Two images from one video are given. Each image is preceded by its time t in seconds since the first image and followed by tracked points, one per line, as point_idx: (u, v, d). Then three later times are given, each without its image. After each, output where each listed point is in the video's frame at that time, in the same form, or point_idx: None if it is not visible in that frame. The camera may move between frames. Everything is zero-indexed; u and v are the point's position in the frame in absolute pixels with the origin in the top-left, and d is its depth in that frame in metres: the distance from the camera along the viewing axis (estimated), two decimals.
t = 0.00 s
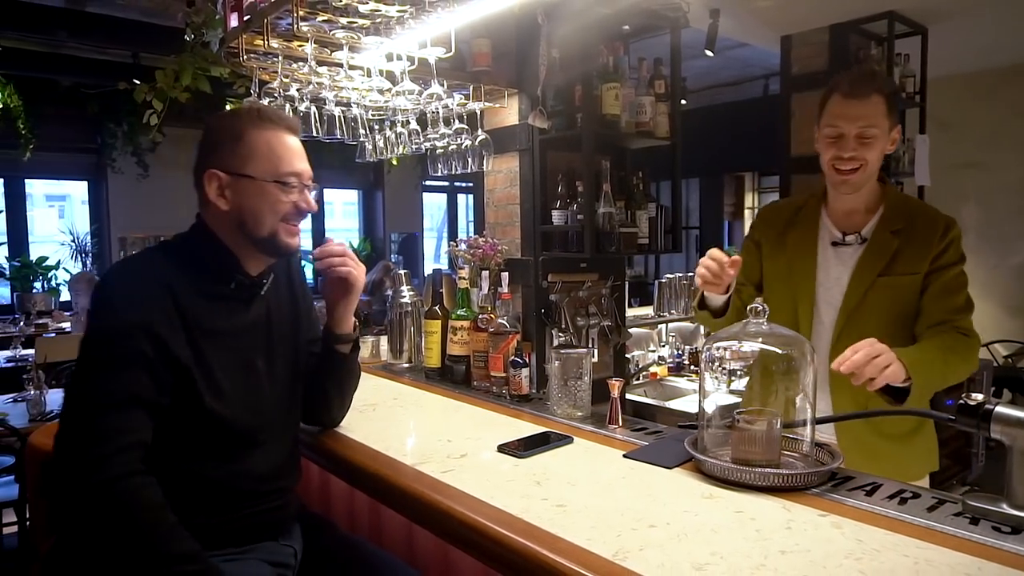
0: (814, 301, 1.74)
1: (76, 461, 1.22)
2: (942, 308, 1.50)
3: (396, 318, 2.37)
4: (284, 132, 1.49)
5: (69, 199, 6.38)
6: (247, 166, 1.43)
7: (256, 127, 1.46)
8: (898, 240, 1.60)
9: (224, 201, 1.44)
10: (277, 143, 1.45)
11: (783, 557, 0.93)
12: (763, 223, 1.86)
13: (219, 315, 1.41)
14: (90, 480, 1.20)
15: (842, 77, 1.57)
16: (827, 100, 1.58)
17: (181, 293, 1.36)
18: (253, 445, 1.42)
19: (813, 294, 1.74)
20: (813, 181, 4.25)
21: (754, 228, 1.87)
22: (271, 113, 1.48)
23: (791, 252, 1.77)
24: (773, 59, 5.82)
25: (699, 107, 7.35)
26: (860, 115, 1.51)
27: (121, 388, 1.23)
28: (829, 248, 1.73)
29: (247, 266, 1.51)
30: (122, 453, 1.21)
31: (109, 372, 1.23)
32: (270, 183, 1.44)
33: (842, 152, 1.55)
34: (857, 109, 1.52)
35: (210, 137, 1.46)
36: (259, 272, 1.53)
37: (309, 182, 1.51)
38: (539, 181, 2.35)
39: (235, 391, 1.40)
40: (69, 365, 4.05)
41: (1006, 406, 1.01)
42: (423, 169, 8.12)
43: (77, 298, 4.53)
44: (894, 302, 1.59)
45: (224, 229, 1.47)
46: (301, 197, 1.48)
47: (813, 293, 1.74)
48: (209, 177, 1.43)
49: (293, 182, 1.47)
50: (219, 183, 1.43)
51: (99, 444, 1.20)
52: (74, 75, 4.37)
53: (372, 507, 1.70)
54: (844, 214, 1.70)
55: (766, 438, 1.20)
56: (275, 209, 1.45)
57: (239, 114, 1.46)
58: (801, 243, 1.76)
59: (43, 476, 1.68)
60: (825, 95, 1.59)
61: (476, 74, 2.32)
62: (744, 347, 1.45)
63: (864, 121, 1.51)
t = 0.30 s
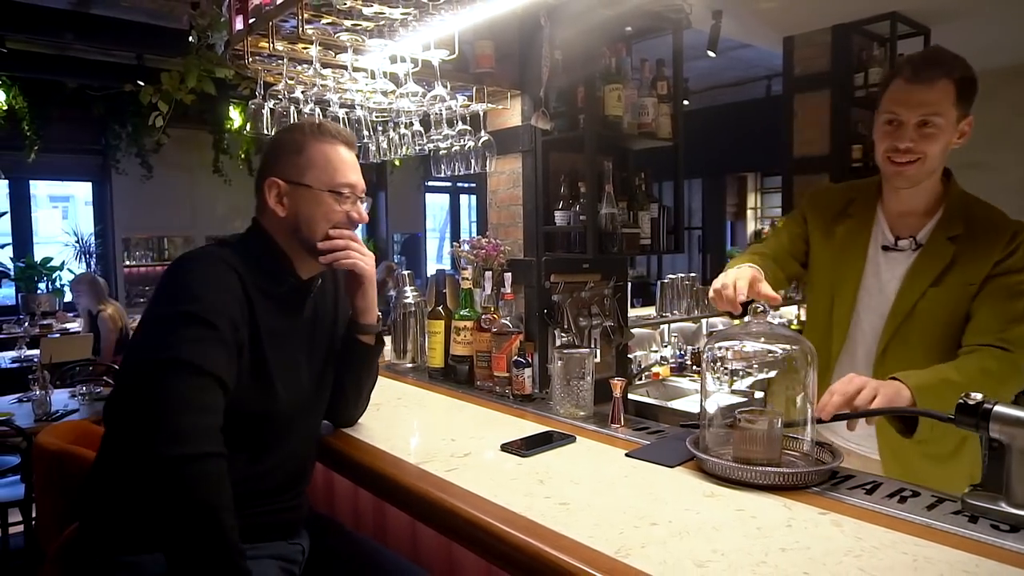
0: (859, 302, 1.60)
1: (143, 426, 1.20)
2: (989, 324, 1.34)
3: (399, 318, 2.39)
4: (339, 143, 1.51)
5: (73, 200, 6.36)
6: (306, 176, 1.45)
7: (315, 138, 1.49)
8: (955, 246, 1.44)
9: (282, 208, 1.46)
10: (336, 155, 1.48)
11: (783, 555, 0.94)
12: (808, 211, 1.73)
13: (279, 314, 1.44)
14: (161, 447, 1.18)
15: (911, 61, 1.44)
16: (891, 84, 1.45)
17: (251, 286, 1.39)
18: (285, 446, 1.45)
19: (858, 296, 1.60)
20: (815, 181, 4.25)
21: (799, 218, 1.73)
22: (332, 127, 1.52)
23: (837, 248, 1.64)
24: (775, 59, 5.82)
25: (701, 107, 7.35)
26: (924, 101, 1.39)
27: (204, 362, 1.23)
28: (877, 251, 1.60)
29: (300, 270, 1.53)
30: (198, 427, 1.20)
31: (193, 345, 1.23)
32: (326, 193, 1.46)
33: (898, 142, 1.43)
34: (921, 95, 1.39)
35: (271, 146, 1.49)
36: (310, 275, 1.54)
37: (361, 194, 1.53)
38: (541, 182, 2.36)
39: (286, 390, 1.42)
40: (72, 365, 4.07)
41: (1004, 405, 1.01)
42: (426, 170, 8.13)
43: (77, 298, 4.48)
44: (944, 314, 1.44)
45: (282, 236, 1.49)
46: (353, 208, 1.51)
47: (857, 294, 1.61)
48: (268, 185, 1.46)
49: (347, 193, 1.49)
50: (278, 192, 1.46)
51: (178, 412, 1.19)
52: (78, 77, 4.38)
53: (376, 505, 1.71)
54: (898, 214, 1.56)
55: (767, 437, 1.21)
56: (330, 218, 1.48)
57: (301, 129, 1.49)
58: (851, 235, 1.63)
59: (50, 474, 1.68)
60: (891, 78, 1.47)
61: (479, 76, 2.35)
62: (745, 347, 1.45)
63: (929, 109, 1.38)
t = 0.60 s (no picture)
0: (879, 311, 1.51)
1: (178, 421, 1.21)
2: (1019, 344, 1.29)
3: (401, 319, 2.40)
4: (355, 149, 1.51)
5: (71, 200, 6.37)
6: (323, 181, 1.46)
7: (332, 144, 1.50)
8: (982, 258, 1.36)
9: (301, 213, 1.47)
10: (353, 160, 1.49)
11: (786, 554, 0.95)
12: (827, 212, 1.64)
13: (302, 317, 1.46)
14: (194, 444, 1.18)
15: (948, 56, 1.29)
16: (928, 85, 1.30)
17: (280, 288, 1.41)
18: (297, 447, 1.48)
19: (878, 306, 1.51)
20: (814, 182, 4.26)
21: (816, 223, 1.65)
22: (348, 133, 1.53)
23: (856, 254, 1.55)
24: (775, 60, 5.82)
25: (701, 108, 7.37)
26: (972, 107, 1.24)
27: (240, 363, 1.24)
28: (897, 257, 1.51)
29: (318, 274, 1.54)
30: (231, 426, 1.21)
31: (229, 344, 1.24)
32: (342, 197, 1.47)
33: (942, 152, 1.29)
34: (968, 100, 1.24)
35: (290, 152, 1.50)
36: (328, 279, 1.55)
37: (378, 198, 1.54)
38: (542, 184, 2.36)
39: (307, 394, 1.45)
40: (73, 364, 4.07)
41: (1004, 407, 1.01)
42: (425, 170, 8.13)
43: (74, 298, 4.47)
44: (968, 330, 1.36)
45: (299, 237, 1.50)
46: (371, 211, 1.52)
47: (878, 303, 1.51)
48: (287, 191, 1.47)
49: (364, 197, 1.50)
50: (297, 198, 1.47)
51: (213, 410, 1.19)
52: (79, 77, 4.38)
53: (379, 504, 1.72)
54: (920, 216, 1.47)
55: (769, 437, 1.22)
56: (347, 223, 1.49)
57: (318, 135, 1.50)
58: (869, 244, 1.53)
59: (55, 473, 1.69)
60: (925, 77, 1.31)
61: (481, 77, 2.36)
62: (746, 347, 1.45)
63: (975, 116, 1.25)
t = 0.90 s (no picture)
0: (869, 316, 1.51)
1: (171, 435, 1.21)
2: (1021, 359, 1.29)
3: (389, 319, 2.40)
4: (334, 149, 1.51)
5: (53, 200, 6.28)
6: (302, 182, 1.45)
7: (310, 145, 1.49)
8: (974, 267, 1.36)
9: (280, 216, 1.47)
10: (332, 160, 1.48)
11: (772, 550, 0.96)
12: (822, 213, 1.63)
13: (287, 322, 1.46)
14: (187, 461, 1.18)
15: (961, 80, 1.23)
16: (936, 109, 1.25)
17: (265, 294, 1.41)
18: (287, 453, 1.48)
19: (869, 311, 1.51)
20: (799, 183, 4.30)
21: (810, 224, 1.64)
22: (325, 132, 1.52)
23: (849, 258, 1.54)
24: (761, 62, 5.87)
25: (688, 108, 7.41)
26: (984, 139, 1.20)
27: (229, 376, 1.24)
28: (889, 263, 1.50)
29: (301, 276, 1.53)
30: (225, 440, 1.21)
31: (218, 357, 1.24)
32: (322, 198, 1.46)
33: (948, 181, 1.26)
34: (979, 131, 1.20)
35: (268, 155, 1.49)
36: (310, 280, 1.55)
37: (358, 198, 1.54)
38: (530, 185, 2.36)
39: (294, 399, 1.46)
40: (56, 366, 4.03)
41: (985, 404, 1.04)
42: (412, 170, 8.11)
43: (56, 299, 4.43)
44: (963, 340, 1.36)
45: (280, 240, 1.49)
46: (352, 211, 1.52)
47: (868, 309, 1.51)
48: (266, 194, 1.46)
49: (344, 198, 1.49)
50: (276, 201, 1.46)
51: (205, 426, 1.20)
52: (63, 76, 4.34)
53: (368, 504, 1.72)
54: (913, 224, 1.46)
55: (755, 436, 1.23)
56: (327, 223, 1.48)
57: (295, 137, 1.49)
58: (862, 248, 1.53)
59: (40, 476, 1.68)
60: (933, 100, 1.25)
61: (469, 78, 2.37)
62: (733, 346, 1.47)
63: (985, 148, 1.21)
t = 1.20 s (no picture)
0: (856, 317, 1.52)
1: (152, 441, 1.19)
2: None
3: (374, 319, 2.39)
4: (318, 150, 1.49)
5: (33, 199, 6.22)
6: (284, 185, 1.44)
7: (293, 147, 1.47)
8: (965, 278, 1.36)
9: (261, 217, 1.45)
10: (315, 162, 1.46)
11: (758, 548, 0.96)
12: (820, 213, 1.63)
13: (266, 324, 1.45)
14: (165, 466, 1.17)
15: (969, 101, 1.21)
16: (942, 131, 1.24)
17: (245, 295, 1.40)
18: (268, 456, 1.46)
19: (856, 312, 1.52)
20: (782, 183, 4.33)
21: (811, 219, 1.64)
22: (309, 132, 1.50)
23: (843, 257, 1.55)
24: (745, 62, 5.90)
25: (673, 108, 7.44)
26: (989, 163, 1.20)
27: (208, 380, 1.23)
28: (883, 267, 1.51)
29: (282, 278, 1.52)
30: (205, 444, 1.19)
31: (198, 361, 1.22)
32: (304, 202, 1.45)
33: (950, 203, 1.26)
34: (984, 157, 1.20)
35: (251, 155, 1.47)
36: (292, 281, 1.53)
37: (341, 202, 1.52)
38: (516, 185, 2.36)
39: (275, 400, 1.44)
40: (34, 368, 3.95)
41: (967, 401, 1.03)
42: (397, 170, 8.06)
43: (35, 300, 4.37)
44: (959, 352, 1.35)
45: (262, 242, 1.47)
46: (334, 214, 1.50)
47: (857, 309, 1.52)
48: (247, 195, 1.45)
49: (327, 201, 1.48)
50: (257, 202, 1.45)
51: (184, 430, 1.18)
52: (43, 74, 4.28)
53: (354, 505, 1.70)
54: (909, 232, 1.45)
55: (741, 434, 1.24)
56: (309, 227, 1.47)
57: (277, 136, 1.47)
58: (858, 249, 1.53)
59: (17, 480, 1.65)
60: (940, 121, 1.25)
61: (454, 77, 2.36)
62: (718, 344, 1.47)
63: (991, 171, 1.21)
